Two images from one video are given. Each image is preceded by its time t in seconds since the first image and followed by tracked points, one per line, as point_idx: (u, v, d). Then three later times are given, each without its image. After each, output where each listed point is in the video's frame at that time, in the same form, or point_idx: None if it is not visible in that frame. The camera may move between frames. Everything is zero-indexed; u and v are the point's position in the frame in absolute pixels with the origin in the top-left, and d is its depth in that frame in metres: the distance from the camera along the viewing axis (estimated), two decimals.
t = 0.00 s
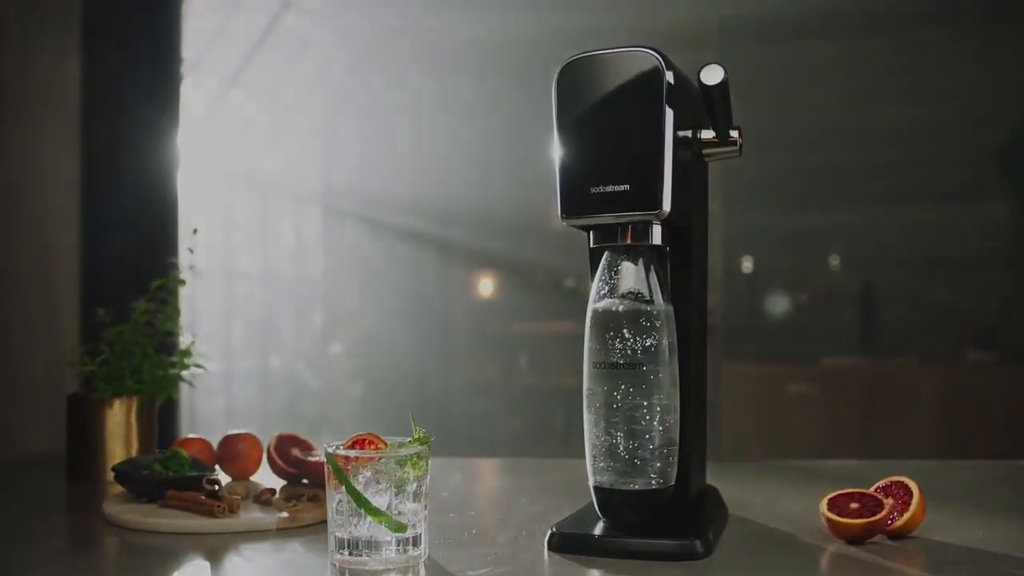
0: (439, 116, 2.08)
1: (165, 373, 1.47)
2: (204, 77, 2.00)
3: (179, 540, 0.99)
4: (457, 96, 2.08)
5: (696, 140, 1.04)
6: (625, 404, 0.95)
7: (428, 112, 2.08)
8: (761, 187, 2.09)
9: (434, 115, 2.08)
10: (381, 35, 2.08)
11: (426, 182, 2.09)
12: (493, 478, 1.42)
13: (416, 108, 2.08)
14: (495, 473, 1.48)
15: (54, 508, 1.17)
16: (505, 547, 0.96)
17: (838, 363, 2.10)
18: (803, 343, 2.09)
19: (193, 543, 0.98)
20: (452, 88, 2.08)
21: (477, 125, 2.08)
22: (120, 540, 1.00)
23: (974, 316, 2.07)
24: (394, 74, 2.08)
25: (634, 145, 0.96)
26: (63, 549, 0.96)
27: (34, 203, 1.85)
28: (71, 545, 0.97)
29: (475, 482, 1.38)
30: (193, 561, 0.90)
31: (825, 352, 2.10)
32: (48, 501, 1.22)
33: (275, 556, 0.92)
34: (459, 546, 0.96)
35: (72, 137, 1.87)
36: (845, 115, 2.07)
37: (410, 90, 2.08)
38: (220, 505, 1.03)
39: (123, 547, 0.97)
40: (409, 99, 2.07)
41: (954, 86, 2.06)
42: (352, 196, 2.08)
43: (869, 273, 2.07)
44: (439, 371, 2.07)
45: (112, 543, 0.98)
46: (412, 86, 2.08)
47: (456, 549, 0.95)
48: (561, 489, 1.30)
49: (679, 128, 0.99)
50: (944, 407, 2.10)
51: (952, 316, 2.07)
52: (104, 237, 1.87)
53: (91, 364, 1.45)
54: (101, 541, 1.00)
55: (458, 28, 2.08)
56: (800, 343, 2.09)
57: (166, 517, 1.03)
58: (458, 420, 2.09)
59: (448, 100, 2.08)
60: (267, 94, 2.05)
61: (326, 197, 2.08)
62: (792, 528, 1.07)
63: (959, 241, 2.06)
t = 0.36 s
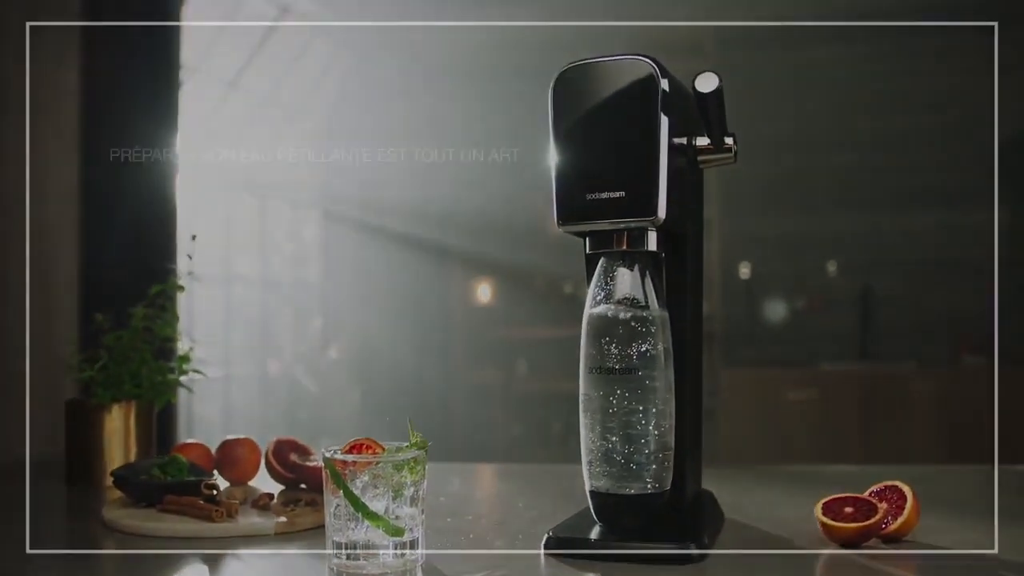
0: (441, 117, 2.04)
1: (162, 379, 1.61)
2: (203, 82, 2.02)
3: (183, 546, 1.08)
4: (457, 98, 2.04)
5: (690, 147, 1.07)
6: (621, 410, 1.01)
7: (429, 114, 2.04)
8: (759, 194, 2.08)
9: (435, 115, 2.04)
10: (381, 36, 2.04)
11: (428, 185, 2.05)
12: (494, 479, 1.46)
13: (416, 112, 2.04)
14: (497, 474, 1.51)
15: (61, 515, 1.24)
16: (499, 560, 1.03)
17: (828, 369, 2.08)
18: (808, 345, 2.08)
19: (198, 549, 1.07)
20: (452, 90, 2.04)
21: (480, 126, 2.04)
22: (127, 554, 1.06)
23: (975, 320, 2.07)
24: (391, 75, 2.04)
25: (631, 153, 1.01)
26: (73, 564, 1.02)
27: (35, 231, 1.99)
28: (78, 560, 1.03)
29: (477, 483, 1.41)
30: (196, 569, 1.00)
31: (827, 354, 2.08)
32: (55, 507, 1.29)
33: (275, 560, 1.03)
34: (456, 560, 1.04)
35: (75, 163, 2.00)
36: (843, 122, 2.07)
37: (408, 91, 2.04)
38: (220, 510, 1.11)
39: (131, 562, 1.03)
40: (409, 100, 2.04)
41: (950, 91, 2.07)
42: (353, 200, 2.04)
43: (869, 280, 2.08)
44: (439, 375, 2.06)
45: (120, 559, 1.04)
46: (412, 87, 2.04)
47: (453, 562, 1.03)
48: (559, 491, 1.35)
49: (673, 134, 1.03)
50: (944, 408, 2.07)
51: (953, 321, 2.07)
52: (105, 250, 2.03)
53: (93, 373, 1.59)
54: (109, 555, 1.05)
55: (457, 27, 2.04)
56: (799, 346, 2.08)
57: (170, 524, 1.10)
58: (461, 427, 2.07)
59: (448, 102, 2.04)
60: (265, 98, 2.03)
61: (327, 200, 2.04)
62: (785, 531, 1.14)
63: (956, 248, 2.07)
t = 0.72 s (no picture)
0: (440, 120, 2.04)
1: (162, 381, 1.62)
2: (203, 88, 2.05)
3: (181, 549, 1.08)
4: (456, 100, 2.04)
5: (688, 152, 1.07)
6: (618, 414, 1.01)
7: (428, 117, 2.04)
8: (757, 196, 2.07)
9: (434, 117, 2.04)
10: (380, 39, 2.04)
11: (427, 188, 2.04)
12: (492, 483, 1.47)
13: (416, 116, 2.04)
14: (496, 478, 1.51)
15: (59, 517, 1.24)
16: (497, 563, 1.04)
17: (830, 373, 2.09)
18: (805, 349, 2.09)
19: (196, 552, 1.08)
20: (451, 93, 2.04)
21: (479, 128, 2.04)
22: (127, 555, 1.06)
23: (972, 325, 2.08)
24: (389, 78, 2.04)
25: (628, 158, 1.02)
26: (73, 564, 1.03)
27: (36, 233, 2.00)
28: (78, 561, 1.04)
29: (475, 487, 1.42)
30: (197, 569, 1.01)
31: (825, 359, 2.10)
32: (53, 509, 1.29)
33: (274, 559, 1.04)
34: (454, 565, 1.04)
35: (76, 164, 2.00)
36: (840, 125, 2.08)
37: (408, 95, 2.04)
38: (219, 513, 1.12)
39: (131, 563, 1.04)
40: (408, 103, 2.04)
41: (949, 95, 2.08)
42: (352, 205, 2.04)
43: (867, 285, 2.09)
44: (437, 380, 2.06)
45: (120, 560, 1.05)
46: (410, 90, 2.04)
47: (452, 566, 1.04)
48: (558, 494, 1.35)
49: (669, 140, 1.03)
50: (943, 412, 2.07)
51: (950, 326, 2.08)
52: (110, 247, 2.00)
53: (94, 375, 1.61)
54: (109, 557, 1.06)
55: (457, 31, 2.04)
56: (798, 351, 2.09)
57: (169, 526, 1.11)
58: (458, 431, 2.07)
59: (447, 104, 2.04)
60: (265, 102, 2.05)
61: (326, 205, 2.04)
62: (782, 532, 1.15)
63: (955, 252, 2.08)
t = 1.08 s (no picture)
0: (439, 121, 2.04)
1: (162, 382, 1.62)
2: (203, 89, 2.05)
3: (180, 548, 1.08)
4: (456, 101, 2.04)
5: (687, 153, 1.08)
6: (618, 414, 1.02)
7: (427, 117, 2.04)
8: (757, 197, 2.07)
9: (433, 119, 2.04)
10: (379, 40, 2.04)
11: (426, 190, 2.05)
12: (492, 483, 1.47)
13: (416, 117, 2.05)
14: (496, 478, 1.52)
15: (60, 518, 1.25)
16: (497, 562, 1.04)
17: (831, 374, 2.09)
18: (804, 350, 2.09)
19: (195, 551, 1.08)
20: (451, 93, 2.05)
21: (478, 129, 2.04)
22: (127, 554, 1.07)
23: (971, 326, 2.09)
24: (389, 79, 2.05)
25: (628, 159, 1.02)
26: (74, 563, 1.03)
27: (35, 233, 1.99)
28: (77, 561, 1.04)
29: (475, 487, 1.42)
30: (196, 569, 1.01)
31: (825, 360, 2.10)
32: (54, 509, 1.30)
33: (274, 559, 1.04)
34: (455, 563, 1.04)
35: (75, 164, 2.00)
36: (840, 126, 2.08)
37: (408, 95, 2.05)
38: (219, 514, 1.12)
39: (131, 563, 1.04)
40: (406, 104, 2.05)
41: (949, 96, 2.08)
42: (351, 207, 2.05)
43: (866, 285, 2.10)
44: (437, 381, 2.06)
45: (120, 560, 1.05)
46: (410, 91, 2.04)
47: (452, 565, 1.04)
48: (557, 494, 1.35)
49: (668, 141, 1.04)
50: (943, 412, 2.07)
51: (949, 326, 2.09)
52: (110, 247, 2.00)
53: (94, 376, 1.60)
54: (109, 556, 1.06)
55: (457, 32, 2.04)
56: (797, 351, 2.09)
57: (169, 527, 1.11)
58: (458, 431, 2.07)
59: (447, 105, 2.04)
60: (265, 103, 2.06)
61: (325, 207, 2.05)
62: (782, 533, 1.15)
63: (955, 253, 2.08)
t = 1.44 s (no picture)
0: (439, 121, 2.04)
1: (161, 381, 1.62)
2: (203, 89, 2.06)
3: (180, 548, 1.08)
4: (456, 101, 2.04)
5: (687, 153, 1.08)
6: (618, 414, 1.02)
7: (427, 117, 2.04)
8: (757, 197, 2.07)
9: (433, 119, 2.04)
10: (379, 39, 2.04)
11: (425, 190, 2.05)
12: (492, 482, 1.47)
13: (415, 116, 2.05)
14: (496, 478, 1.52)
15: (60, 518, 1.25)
16: (497, 562, 1.04)
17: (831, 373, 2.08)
18: (804, 350, 2.09)
19: (195, 551, 1.08)
20: (451, 93, 2.04)
21: (478, 129, 2.04)
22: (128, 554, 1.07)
23: (970, 326, 2.09)
24: (390, 79, 2.05)
25: (628, 159, 1.02)
26: (74, 564, 1.03)
27: (35, 233, 1.99)
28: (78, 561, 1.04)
29: (475, 487, 1.42)
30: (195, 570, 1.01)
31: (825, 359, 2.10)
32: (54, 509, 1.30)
33: (274, 559, 1.04)
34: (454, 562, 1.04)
35: (74, 165, 2.00)
36: (841, 126, 2.08)
37: (407, 94, 2.05)
38: (219, 514, 1.12)
39: (130, 562, 1.04)
40: (406, 104, 2.04)
41: (948, 96, 2.08)
42: (350, 207, 2.05)
43: (865, 286, 2.10)
44: (436, 380, 2.06)
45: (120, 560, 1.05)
46: (410, 91, 2.04)
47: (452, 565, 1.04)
48: (557, 494, 1.35)
49: (668, 141, 1.04)
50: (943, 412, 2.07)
51: (949, 326, 2.09)
52: (110, 247, 1.99)
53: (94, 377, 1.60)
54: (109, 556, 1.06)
55: (457, 32, 2.04)
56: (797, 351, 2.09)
57: (169, 527, 1.11)
58: (458, 430, 2.07)
59: (447, 105, 2.04)
60: (265, 103, 2.06)
61: (325, 207, 2.05)
62: (782, 533, 1.15)
63: (955, 254, 2.08)
